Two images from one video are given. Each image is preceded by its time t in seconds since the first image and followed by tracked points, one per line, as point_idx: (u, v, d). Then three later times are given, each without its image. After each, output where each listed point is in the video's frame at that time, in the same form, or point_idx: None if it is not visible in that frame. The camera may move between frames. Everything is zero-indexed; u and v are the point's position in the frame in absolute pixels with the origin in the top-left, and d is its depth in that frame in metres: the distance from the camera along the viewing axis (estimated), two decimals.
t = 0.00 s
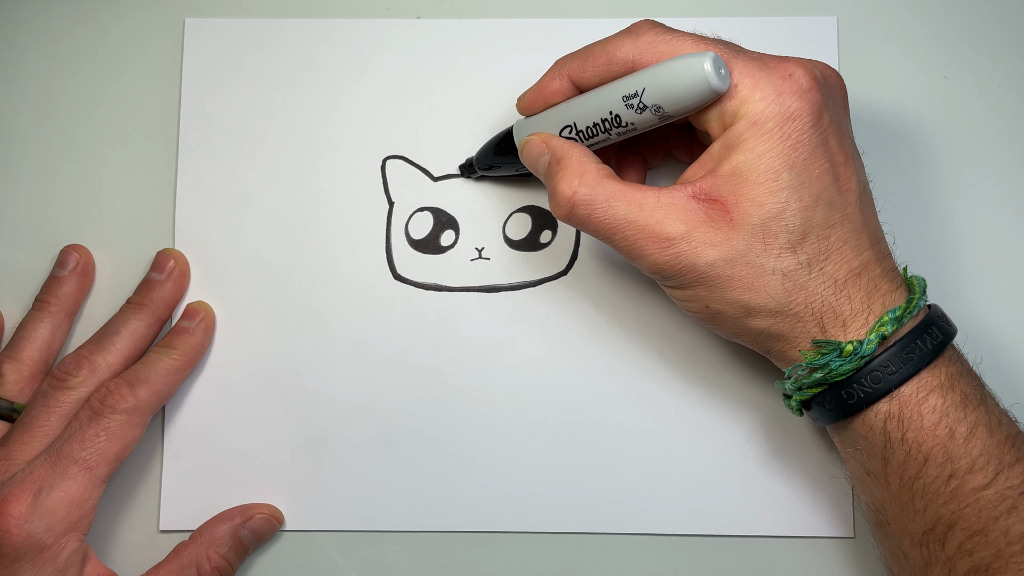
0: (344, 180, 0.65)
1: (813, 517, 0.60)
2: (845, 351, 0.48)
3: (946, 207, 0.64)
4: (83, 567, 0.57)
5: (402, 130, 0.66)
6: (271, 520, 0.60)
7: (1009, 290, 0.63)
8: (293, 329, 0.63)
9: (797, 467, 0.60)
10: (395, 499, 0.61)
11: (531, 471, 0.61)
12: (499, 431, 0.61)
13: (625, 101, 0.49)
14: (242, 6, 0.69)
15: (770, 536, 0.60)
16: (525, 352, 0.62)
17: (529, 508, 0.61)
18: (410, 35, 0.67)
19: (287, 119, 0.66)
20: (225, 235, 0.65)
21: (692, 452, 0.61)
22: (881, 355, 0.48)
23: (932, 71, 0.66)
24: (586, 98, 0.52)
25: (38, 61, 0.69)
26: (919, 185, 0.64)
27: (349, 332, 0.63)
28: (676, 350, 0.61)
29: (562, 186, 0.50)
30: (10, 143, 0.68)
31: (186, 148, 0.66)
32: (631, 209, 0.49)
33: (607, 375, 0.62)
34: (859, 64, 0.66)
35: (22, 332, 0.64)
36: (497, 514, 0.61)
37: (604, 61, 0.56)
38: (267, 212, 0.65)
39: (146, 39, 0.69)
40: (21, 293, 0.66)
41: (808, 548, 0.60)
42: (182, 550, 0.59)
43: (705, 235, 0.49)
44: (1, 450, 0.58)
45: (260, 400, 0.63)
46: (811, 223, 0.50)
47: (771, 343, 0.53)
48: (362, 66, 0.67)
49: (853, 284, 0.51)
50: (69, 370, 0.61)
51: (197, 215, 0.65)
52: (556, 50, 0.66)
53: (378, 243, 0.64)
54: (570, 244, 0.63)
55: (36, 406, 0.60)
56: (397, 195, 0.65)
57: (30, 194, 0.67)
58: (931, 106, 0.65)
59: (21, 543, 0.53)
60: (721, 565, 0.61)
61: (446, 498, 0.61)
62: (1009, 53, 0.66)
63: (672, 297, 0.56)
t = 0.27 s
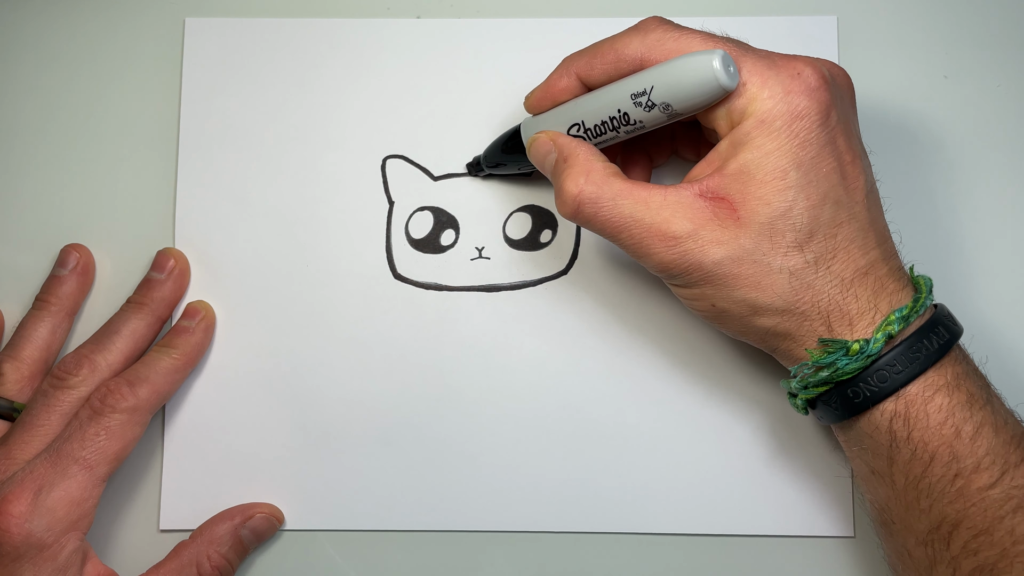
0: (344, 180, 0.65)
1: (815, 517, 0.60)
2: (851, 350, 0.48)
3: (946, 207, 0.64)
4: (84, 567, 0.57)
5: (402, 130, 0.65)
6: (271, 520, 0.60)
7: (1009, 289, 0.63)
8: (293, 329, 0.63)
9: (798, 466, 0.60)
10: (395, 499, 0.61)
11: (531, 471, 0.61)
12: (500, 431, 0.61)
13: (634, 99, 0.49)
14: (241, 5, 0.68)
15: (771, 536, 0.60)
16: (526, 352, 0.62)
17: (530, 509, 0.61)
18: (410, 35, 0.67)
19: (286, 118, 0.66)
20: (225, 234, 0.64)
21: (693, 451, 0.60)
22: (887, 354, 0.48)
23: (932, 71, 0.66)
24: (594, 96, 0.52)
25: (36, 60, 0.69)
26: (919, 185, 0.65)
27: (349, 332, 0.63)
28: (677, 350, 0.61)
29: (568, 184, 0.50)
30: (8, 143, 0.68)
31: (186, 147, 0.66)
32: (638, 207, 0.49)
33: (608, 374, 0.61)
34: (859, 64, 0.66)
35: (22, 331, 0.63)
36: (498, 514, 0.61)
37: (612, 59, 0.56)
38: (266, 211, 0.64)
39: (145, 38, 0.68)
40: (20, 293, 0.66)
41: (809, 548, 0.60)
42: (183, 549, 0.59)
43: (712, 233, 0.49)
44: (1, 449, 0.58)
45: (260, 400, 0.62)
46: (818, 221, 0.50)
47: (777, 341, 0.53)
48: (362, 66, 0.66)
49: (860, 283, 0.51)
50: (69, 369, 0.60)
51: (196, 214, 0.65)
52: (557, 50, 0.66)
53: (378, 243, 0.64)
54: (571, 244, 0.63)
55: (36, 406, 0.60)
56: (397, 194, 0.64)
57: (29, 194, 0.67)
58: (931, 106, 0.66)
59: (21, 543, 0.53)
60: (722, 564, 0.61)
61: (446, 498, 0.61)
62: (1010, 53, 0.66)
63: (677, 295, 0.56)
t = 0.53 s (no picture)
0: (344, 180, 0.65)
1: (815, 517, 0.60)
2: (855, 351, 0.48)
3: (947, 207, 0.64)
4: (83, 567, 0.57)
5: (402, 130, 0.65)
6: (271, 520, 0.59)
7: (1009, 290, 0.63)
8: (292, 329, 0.63)
9: (799, 466, 0.60)
10: (395, 500, 0.61)
11: (532, 471, 0.61)
12: (500, 432, 0.61)
13: (639, 99, 0.49)
14: (240, 5, 0.68)
15: (771, 536, 0.60)
16: (526, 352, 0.62)
17: (530, 509, 0.60)
18: (410, 35, 0.66)
19: (286, 118, 0.65)
20: (224, 234, 0.64)
21: (693, 452, 0.60)
22: (892, 354, 0.48)
23: (933, 71, 0.66)
24: (599, 95, 0.52)
25: (36, 60, 0.68)
26: (919, 185, 0.65)
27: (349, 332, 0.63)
28: (677, 351, 0.61)
29: (572, 184, 0.50)
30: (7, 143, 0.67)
31: (185, 147, 0.65)
32: (642, 207, 0.49)
33: (609, 375, 0.61)
34: (859, 65, 0.66)
35: (21, 331, 0.63)
36: (498, 515, 0.60)
37: (618, 59, 0.56)
38: (266, 211, 0.64)
39: (144, 37, 0.68)
40: (19, 293, 0.65)
41: (809, 548, 0.60)
42: (182, 550, 0.59)
43: (716, 234, 0.49)
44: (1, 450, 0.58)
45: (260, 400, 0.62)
46: (822, 222, 0.50)
47: (781, 342, 0.53)
48: (362, 66, 0.66)
49: (864, 284, 0.51)
50: (69, 370, 0.60)
51: (196, 214, 0.64)
52: (557, 50, 0.66)
53: (378, 243, 0.64)
54: (570, 244, 0.63)
55: (36, 406, 0.60)
56: (397, 194, 0.64)
57: (28, 194, 0.67)
58: (931, 107, 0.66)
59: (20, 543, 0.52)
60: (723, 564, 0.61)
61: (446, 499, 0.61)
62: (1009, 53, 0.66)
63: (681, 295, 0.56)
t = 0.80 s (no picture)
0: (344, 180, 0.64)
1: (816, 516, 0.60)
2: (860, 350, 0.48)
3: (947, 207, 0.64)
4: (84, 567, 0.56)
5: (402, 130, 0.65)
6: (271, 520, 0.59)
7: (1008, 289, 0.63)
8: (292, 329, 0.63)
9: (799, 466, 0.60)
10: (394, 500, 0.61)
11: (532, 471, 0.60)
12: (500, 432, 0.61)
13: (645, 98, 0.48)
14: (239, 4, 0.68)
15: (772, 536, 0.60)
16: (526, 352, 0.62)
17: (531, 509, 0.60)
18: (410, 35, 0.66)
19: (285, 117, 0.65)
20: (223, 234, 0.64)
21: (694, 452, 0.60)
22: (897, 354, 0.48)
23: (933, 71, 0.66)
24: (605, 95, 0.52)
25: (34, 59, 0.68)
26: (919, 185, 0.65)
27: (349, 332, 0.62)
28: (677, 351, 0.61)
29: (577, 183, 0.49)
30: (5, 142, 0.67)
31: (184, 147, 0.65)
32: (647, 206, 0.49)
33: (609, 375, 0.61)
34: (859, 65, 0.66)
35: (21, 331, 0.62)
36: (498, 515, 0.60)
37: (624, 58, 0.56)
38: (265, 210, 0.64)
39: (143, 37, 0.68)
40: (19, 292, 0.65)
41: (809, 547, 0.60)
42: (182, 550, 0.58)
43: (721, 233, 0.49)
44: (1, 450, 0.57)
45: (259, 400, 0.62)
46: (828, 221, 0.49)
47: (785, 341, 0.53)
48: (361, 65, 0.66)
49: (869, 283, 0.51)
50: (69, 369, 0.60)
51: (195, 213, 0.64)
52: (557, 50, 0.66)
53: (378, 243, 0.64)
54: (571, 244, 0.63)
55: (36, 405, 0.59)
56: (397, 194, 0.64)
57: (26, 194, 0.66)
58: (931, 107, 0.66)
59: (20, 543, 0.52)
60: (723, 564, 0.61)
61: (445, 499, 0.60)
62: (1009, 53, 0.66)
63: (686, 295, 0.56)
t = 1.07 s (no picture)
0: (344, 180, 0.64)
1: (816, 516, 0.60)
2: (864, 351, 0.48)
3: (947, 207, 0.64)
4: (84, 567, 0.56)
5: (402, 129, 0.65)
6: (271, 520, 0.59)
7: (1007, 289, 0.63)
8: (291, 329, 0.62)
9: (800, 466, 0.60)
10: (394, 500, 0.60)
11: (532, 471, 0.60)
12: (500, 433, 0.61)
13: (651, 98, 0.48)
14: (237, 3, 0.67)
15: (772, 536, 0.60)
16: (526, 352, 0.62)
17: (531, 510, 0.60)
18: (410, 34, 0.66)
19: (285, 116, 0.65)
20: (222, 233, 0.63)
21: (694, 452, 0.60)
22: (901, 355, 0.48)
23: (933, 71, 0.66)
24: (611, 95, 0.51)
25: (32, 59, 0.67)
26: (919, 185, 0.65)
27: (349, 332, 0.62)
28: (678, 351, 0.61)
29: (581, 183, 0.49)
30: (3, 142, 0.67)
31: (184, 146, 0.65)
32: (651, 206, 0.49)
33: (610, 375, 0.61)
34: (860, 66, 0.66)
35: (21, 331, 0.62)
36: (498, 515, 0.60)
37: (629, 57, 0.55)
38: (264, 210, 0.64)
39: (142, 36, 0.67)
40: (18, 292, 0.65)
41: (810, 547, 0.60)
42: (182, 550, 0.58)
43: (726, 233, 0.49)
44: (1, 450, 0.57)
45: (258, 400, 0.62)
46: (833, 222, 0.49)
47: (790, 342, 0.53)
48: (361, 65, 0.66)
49: (874, 284, 0.51)
50: (69, 369, 0.59)
51: (194, 213, 0.64)
52: (557, 49, 0.66)
53: (378, 243, 0.63)
54: (571, 244, 0.63)
55: (36, 405, 0.59)
56: (397, 194, 0.64)
57: (25, 193, 0.66)
58: (931, 107, 0.66)
59: (20, 543, 0.52)
60: (724, 564, 0.61)
61: (445, 499, 0.60)
62: (1009, 53, 0.66)
63: (689, 295, 0.56)
